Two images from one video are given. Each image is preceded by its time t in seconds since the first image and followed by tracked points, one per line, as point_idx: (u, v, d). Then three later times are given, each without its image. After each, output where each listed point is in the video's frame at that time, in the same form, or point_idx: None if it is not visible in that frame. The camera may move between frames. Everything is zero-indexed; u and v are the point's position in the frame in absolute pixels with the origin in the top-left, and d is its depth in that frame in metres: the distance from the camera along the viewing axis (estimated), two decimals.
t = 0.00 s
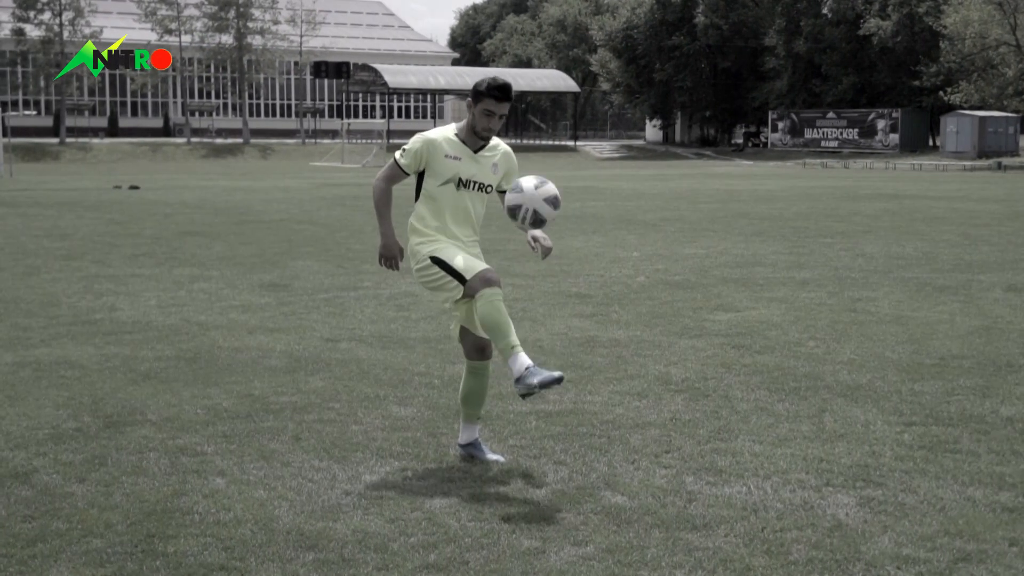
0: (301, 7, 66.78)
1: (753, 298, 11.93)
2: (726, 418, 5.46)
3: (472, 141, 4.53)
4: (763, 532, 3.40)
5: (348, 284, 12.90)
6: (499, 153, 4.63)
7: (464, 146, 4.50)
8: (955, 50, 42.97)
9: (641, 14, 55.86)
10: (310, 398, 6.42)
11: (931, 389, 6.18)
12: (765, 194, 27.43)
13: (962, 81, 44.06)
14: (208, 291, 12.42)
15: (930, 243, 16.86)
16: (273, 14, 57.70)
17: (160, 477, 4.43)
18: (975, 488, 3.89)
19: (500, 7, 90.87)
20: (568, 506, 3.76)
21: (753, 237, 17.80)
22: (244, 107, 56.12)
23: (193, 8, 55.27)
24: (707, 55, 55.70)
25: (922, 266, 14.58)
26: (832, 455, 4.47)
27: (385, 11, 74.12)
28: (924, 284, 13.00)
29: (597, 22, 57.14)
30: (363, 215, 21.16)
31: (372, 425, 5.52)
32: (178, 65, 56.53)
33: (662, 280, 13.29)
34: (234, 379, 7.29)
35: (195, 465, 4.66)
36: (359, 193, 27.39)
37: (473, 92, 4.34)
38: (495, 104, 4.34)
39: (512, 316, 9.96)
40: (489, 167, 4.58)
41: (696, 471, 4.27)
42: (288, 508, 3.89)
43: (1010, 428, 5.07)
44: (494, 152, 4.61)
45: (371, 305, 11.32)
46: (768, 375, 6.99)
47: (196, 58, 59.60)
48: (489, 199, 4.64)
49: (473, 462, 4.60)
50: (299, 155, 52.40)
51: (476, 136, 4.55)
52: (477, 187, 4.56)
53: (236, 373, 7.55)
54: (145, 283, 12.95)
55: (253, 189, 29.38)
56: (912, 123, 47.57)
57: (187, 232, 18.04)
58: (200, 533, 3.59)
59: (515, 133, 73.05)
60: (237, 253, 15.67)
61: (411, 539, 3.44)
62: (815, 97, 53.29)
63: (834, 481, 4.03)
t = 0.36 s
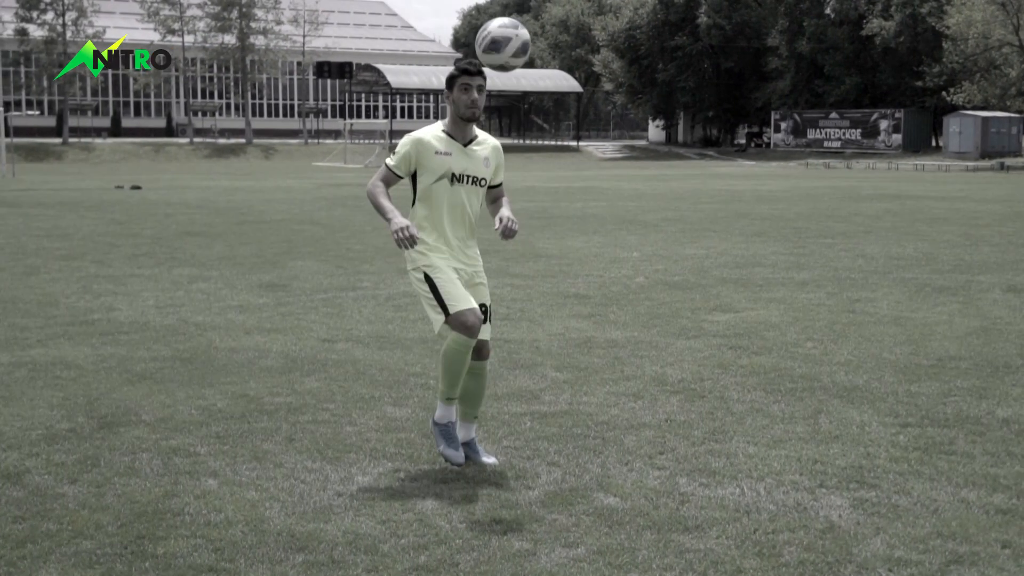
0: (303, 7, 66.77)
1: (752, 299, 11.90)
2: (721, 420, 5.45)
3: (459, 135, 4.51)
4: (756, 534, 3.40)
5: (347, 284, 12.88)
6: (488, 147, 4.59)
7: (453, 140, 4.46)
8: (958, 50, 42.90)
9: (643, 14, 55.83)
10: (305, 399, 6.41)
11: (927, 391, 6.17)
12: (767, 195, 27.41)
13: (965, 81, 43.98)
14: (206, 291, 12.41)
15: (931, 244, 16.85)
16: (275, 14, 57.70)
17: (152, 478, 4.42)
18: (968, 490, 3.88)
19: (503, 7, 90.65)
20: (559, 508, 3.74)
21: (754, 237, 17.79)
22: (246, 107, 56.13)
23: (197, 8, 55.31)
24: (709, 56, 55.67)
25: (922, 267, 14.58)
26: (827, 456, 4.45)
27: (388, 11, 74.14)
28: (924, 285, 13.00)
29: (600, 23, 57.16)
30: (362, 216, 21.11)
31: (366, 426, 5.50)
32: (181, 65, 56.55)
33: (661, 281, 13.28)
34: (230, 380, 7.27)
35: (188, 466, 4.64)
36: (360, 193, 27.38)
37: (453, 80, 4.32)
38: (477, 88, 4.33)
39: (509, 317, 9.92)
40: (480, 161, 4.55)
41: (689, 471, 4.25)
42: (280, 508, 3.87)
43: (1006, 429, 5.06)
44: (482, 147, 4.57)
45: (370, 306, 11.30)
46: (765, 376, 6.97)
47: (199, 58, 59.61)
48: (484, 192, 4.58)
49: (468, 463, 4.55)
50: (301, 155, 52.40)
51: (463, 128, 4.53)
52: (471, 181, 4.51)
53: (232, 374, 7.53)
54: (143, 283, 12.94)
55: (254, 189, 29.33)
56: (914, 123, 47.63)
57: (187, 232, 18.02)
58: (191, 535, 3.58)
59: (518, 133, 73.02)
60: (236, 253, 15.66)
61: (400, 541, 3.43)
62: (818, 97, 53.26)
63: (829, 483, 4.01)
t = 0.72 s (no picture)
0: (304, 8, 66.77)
1: (750, 301, 11.88)
2: (716, 421, 5.43)
3: (442, 134, 4.51)
4: (750, 537, 3.39)
5: (344, 285, 12.87)
6: (467, 145, 4.60)
7: (437, 137, 4.45)
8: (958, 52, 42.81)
9: (644, 15, 55.78)
10: (299, 400, 6.39)
11: (922, 393, 6.16)
12: (766, 196, 27.42)
13: (966, 83, 43.90)
14: (203, 292, 12.39)
15: (929, 245, 16.83)
16: (275, 14, 57.71)
17: (144, 481, 4.39)
18: (963, 492, 3.88)
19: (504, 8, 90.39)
20: (552, 511, 3.72)
21: (752, 239, 17.78)
22: (246, 108, 56.11)
23: (197, 9, 55.33)
24: (710, 57, 55.66)
25: (920, 268, 14.58)
26: (821, 458, 4.44)
27: (388, 12, 74.14)
28: (922, 287, 12.99)
29: (601, 24, 57.19)
30: (361, 217, 21.08)
31: (361, 428, 5.49)
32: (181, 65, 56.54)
33: (659, 282, 13.25)
34: (225, 381, 7.25)
35: (183, 468, 4.63)
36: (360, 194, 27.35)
37: (427, 76, 4.35)
38: (450, 78, 4.36)
39: (506, 320, 9.88)
40: (463, 161, 4.56)
41: (685, 474, 4.23)
42: (273, 511, 3.85)
43: (1002, 431, 5.05)
44: (462, 146, 4.59)
45: (367, 308, 11.28)
46: (761, 378, 6.94)
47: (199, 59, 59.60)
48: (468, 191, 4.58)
49: (464, 465, 4.58)
50: (301, 156, 52.39)
51: (444, 128, 4.51)
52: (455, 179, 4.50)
53: (228, 375, 7.50)
54: (141, 284, 12.92)
55: (253, 190, 29.26)
56: (914, 124, 47.69)
57: (185, 233, 17.98)
58: (182, 538, 3.56)
59: (518, 135, 72.96)
60: (235, 254, 15.64)
61: (392, 544, 3.40)
62: (818, 98, 53.23)
63: (827, 486, 3.99)
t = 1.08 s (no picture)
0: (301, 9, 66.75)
1: (747, 303, 11.88)
2: (713, 425, 5.42)
3: (423, 133, 4.51)
4: (747, 541, 3.38)
5: (341, 287, 12.87)
6: (449, 145, 4.58)
7: (418, 136, 4.46)
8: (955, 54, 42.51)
9: (641, 17, 55.78)
10: (296, 403, 6.37)
11: (920, 395, 6.16)
12: (763, 198, 27.42)
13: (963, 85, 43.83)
14: (200, 294, 12.37)
15: (927, 248, 16.83)
16: (273, 16, 57.71)
17: (140, 483, 4.38)
18: (962, 496, 3.87)
19: (501, 10, 89.95)
20: (550, 515, 3.71)
21: (750, 241, 17.79)
22: (243, 109, 56.10)
23: (194, 10, 55.29)
24: (707, 59, 55.72)
25: (917, 270, 14.59)
26: (819, 462, 4.43)
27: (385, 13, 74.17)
28: (919, 289, 12.98)
29: (598, 26, 57.27)
30: (357, 219, 21.06)
31: (357, 431, 5.47)
32: (178, 66, 56.50)
33: (656, 284, 13.25)
34: (222, 384, 7.24)
35: (177, 471, 4.62)
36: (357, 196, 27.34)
37: (403, 77, 4.39)
38: (426, 78, 4.40)
39: (503, 322, 9.85)
40: (447, 158, 4.53)
41: (681, 478, 4.22)
42: (269, 515, 3.84)
43: (1001, 434, 5.05)
44: (444, 144, 4.58)
45: (363, 310, 11.26)
46: (759, 381, 6.93)
47: (196, 60, 59.60)
48: (454, 189, 4.56)
49: (428, 460, 4.71)
50: (298, 158, 52.37)
51: (424, 127, 4.51)
52: (441, 177, 4.48)
53: (224, 378, 7.48)
54: (137, 286, 12.90)
55: (249, 192, 29.21)
56: (911, 126, 47.85)
57: (182, 235, 17.96)
58: (178, 541, 3.55)
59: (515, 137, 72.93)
60: (232, 256, 15.63)
61: (387, 548, 3.39)
62: (815, 100, 53.28)
63: (823, 490, 3.98)
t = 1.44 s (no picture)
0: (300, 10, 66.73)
1: (746, 306, 11.88)
2: (715, 428, 5.41)
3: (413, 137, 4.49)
4: (751, 544, 3.37)
5: (341, 289, 12.87)
6: (439, 146, 4.57)
7: (405, 139, 4.44)
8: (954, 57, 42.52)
9: (640, 19, 55.72)
10: (296, 406, 6.35)
11: (921, 398, 6.16)
12: (763, 200, 27.41)
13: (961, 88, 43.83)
14: (199, 295, 12.36)
15: (927, 251, 16.82)
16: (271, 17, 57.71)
17: (141, 486, 4.37)
18: (966, 500, 3.86)
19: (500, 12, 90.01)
20: (553, 518, 3.70)
21: (750, 243, 17.80)
22: (242, 111, 56.08)
23: (192, 11, 55.24)
24: (705, 62, 55.73)
25: (916, 273, 14.58)
26: (822, 466, 4.42)
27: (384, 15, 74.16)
28: (919, 292, 12.97)
29: (596, 28, 57.27)
30: (356, 220, 21.05)
31: (358, 434, 5.45)
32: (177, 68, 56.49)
33: (656, 287, 13.24)
34: (222, 386, 7.22)
35: (178, 473, 4.61)
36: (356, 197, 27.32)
37: (392, 82, 4.37)
38: (414, 83, 4.38)
39: (503, 325, 9.85)
40: (436, 162, 4.53)
41: (684, 482, 4.21)
42: (271, 518, 3.83)
43: (1003, 438, 5.05)
44: (434, 146, 4.55)
45: (363, 312, 11.25)
46: (760, 384, 6.92)
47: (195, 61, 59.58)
48: (443, 192, 4.56)
49: (420, 462, 4.71)
50: (297, 159, 52.38)
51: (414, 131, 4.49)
52: (430, 182, 4.48)
53: (225, 380, 7.48)
54: (137, 287, 12.90)
55: (249, 193, 29.20)
56: (910, 129, 47.86)
57: (181, 237, 17.95)
58: (180, 543, 3.54)
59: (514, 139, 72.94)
60: (232, 258, 15.63)
61: (390, 552, 3.38)
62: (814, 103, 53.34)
63: (827, 493, 3.97)
